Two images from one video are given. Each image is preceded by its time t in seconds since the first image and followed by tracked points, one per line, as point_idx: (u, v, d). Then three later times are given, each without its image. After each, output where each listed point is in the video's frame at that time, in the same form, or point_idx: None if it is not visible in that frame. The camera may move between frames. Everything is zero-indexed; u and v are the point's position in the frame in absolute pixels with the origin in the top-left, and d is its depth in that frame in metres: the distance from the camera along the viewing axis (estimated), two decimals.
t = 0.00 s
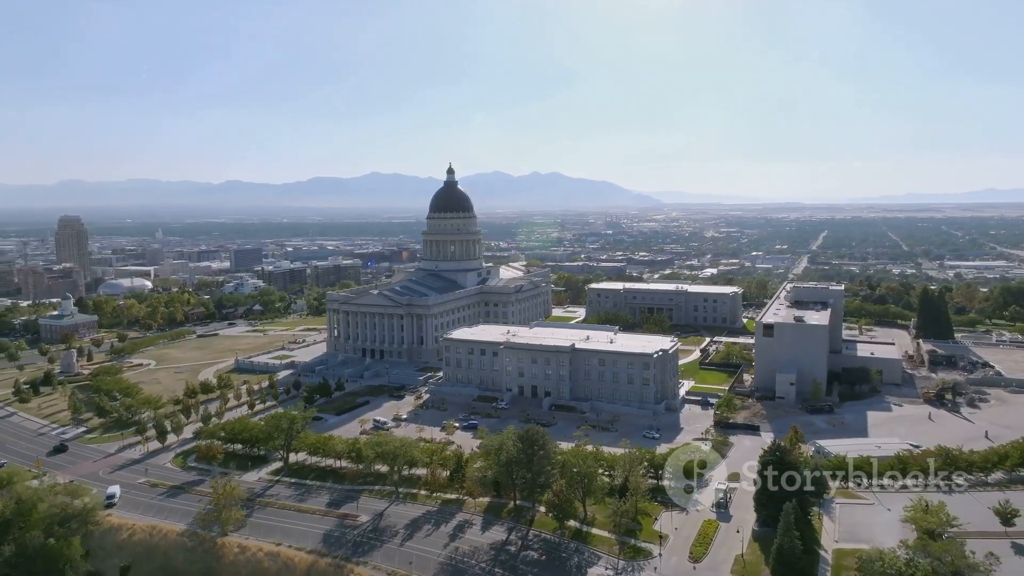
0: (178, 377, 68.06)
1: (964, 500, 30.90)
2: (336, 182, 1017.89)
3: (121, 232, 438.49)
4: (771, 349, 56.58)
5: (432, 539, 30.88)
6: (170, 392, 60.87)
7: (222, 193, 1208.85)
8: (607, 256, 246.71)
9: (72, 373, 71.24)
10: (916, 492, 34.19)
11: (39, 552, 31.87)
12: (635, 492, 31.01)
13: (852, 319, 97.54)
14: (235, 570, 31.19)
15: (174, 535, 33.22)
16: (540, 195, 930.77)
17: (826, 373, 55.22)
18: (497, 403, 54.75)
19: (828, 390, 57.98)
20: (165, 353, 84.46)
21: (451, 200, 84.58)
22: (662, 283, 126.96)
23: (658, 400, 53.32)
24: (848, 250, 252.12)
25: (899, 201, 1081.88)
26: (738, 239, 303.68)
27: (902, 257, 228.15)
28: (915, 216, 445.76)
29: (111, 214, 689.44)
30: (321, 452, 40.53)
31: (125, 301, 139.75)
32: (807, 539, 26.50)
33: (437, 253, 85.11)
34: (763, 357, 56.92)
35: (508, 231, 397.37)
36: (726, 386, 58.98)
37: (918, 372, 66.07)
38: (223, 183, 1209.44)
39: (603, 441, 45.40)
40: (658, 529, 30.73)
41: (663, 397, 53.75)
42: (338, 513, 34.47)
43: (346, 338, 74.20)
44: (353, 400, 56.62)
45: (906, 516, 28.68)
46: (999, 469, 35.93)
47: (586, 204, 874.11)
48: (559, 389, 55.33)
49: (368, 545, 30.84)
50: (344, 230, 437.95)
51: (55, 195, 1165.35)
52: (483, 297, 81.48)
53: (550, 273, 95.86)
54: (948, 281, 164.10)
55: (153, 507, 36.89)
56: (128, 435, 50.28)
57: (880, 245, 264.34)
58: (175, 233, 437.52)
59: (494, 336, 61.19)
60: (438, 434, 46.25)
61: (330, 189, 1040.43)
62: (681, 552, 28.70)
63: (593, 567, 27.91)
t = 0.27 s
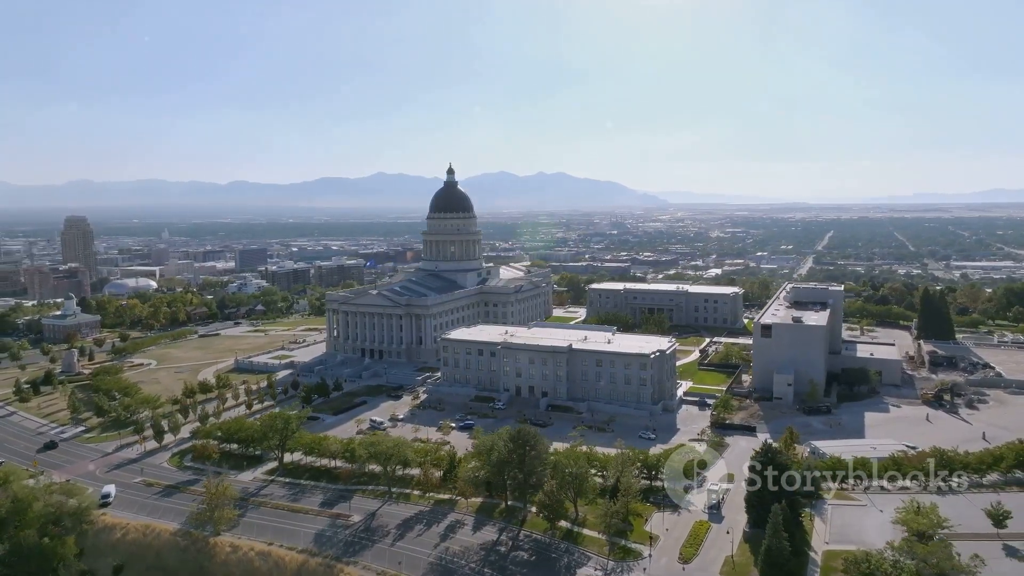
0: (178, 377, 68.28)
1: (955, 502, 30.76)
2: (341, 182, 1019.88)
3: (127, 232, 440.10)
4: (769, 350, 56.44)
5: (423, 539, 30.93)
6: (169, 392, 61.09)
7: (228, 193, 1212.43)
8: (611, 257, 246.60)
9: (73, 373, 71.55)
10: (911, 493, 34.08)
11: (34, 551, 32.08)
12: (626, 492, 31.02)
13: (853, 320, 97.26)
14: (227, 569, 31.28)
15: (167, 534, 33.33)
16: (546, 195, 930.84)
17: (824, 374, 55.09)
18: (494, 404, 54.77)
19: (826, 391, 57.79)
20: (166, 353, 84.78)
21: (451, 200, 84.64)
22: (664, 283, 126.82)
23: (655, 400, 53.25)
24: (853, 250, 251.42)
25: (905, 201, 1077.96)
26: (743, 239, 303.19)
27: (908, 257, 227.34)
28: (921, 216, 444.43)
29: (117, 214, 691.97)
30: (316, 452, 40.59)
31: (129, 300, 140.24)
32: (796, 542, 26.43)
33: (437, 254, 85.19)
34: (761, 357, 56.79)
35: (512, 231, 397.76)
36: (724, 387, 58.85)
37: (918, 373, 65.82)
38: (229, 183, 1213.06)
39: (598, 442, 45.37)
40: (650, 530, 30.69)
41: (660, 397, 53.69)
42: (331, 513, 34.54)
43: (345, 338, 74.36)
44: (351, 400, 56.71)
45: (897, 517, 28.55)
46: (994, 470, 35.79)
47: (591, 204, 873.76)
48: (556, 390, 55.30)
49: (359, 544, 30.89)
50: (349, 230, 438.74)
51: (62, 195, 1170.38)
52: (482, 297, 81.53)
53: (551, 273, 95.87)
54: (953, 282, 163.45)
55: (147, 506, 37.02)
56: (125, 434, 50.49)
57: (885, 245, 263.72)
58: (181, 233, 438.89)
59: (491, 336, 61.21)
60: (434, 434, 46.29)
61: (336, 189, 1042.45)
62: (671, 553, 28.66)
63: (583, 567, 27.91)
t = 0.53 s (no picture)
0: (178, 376, 68.44)
1: (949, 503, 30.65)
2: (345, 182, 1021.52)
3: (132, 232, 441.38)
4: (767, 350, 56.34)
5: (415, 539, 30.94)
6: (168, 392, 61.26)
7: (233, 193, 1215.14)
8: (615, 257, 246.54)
9: (74, 372, 71.77)
10: (906, 495, 33.96)
11: (29, 549, 32.22)
12: (619, 493, 31.01)
13: (855, 320, 97.06)
14: (221, 569, 31.35)
15: (161, 533, 33.39)
16: (550, 195, 930.82)
17: (822, 374, 54.97)
18: (491, 404, 54.77)
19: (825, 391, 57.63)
20: (167, 352, 85.00)
21: (451, 200, 84.68)
22: (665, 283, 126.77)
23: (652, 401, 53.18)
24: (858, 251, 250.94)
25: (910, 201, 1075.23)
26: (747, 240, 303.06)
27: (912, 258, 226.85)
28: (927, 216, 443.12)
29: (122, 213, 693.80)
30: (312, 452, 40.64)
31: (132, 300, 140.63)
32: (787, 543, 26.42)
33: (437, 254, 85.20)
34: (760, 357, 56.68)
35: (516, 231, 397.92)
36: (722, 387, 58.76)
37: (918, 373, 65.62)
38: (233, 184, 1215.84)
39: (594, 442, 45.34)
40: (642, 530, 30.67)
41: (658, 398, 53.63)
42: (325, 513, 34.59)
43: (345, 338, 74.44)
44: (349, 400, 56.77)
45: (890, 519, 28.48)
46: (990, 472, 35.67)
47: (595, 204, 873.87)
48: (554, 390, 55.28)
49: (352, 544, 30.91)
50: (353, 230, 439.35)
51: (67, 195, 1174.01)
52: (482, 297, 81.54)
53: (551, 273, 95.87)
54: (957, 282, 163.04)
55: (143, 506, 37.12)
56: (124, 433, 50.66)
57: (889, 245, 263.33)
58: (185, 233, 439.92)
59: (490, 336, 61.22)
60: (430, 434, 46.33)
61: (340, 189, 1044.18)
62: (663, 554, 28.62)
63: (574, 567, 27.89)
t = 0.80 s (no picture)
0: (178, 375, 68.65)
1: (943, 505, 30.53)
2: (350, 182, 1023.46)
3: (137, 231, 442.97)
4: (765, 351, 56.22)
5: (407, 539, 30.97)
6: (167, 391, 61.47)
7: (238, 194, 1218.49)
8: (618, 257, 246.46)
9: (75, 372, 72.05)
10: (901, 495, 33.85)
11: (24, 547, 32.40)
12: (611, 493, 31.01)
13: (856, 321, 96.79)
14: (213, 568, 31.42)
15: (155, 532, 33.49)
16: (554, 195, 930.68)
17: (820, 375, 54.83)
18: (489, 404, 54.78)
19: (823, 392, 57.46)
20: (167, 352, 85.28)
21: (451, 201, 84.75)
22: (666, 284, 126.64)
23: (649, 401, 53.12)
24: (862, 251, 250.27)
25: (916, 201, 1072.03)
26: (752, 240, 302.72)
27: (917, 258, 226.19)
28: (933, 216, 441.71)
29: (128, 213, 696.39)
30: (307, 451, 40.71)
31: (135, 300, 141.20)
32: (778, 546, 26.38)
33: (437, 254, 85.26)
34: (757, 358, 56.58)
35: (520, 231, 398.09)
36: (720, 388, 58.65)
37: (917, 374, 65.37)
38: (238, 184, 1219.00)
39: (590, 443, 45.29)
40: (634, 531, 30.64)
41: (655, 398, 53.56)
42: (318, 512, 34.66)
43: (344, 338, 74.54)
44: (346, 400, 56.83)
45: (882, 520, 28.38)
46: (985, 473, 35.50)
47: (599, 204, 873.67)
48: (551, 390, 55.25)
49: (343, 544, 30.95)
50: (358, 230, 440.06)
51: (73, 195, 1178.83)
52: (482, 297, 81.56)
53: (552, 273, 95.86)
54: (961, 283, 162.48)
55: (139, 505, 37.27)
56: (122, 433, 50.85)
57: (894, 246, 262.68)
58: (190, 233, 441.19)
59: (488, 336, 61.25)
60: (426, 434, 46.36)
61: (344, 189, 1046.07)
62: (653, 554, 28.60)
63: (564, 568, 27.88)
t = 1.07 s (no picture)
0: (178, 375, 68.88)
1: (935, 507, 30.45)
2: (355, 182, 1025.09)
3: (143, 231, 444.63)
4: (763, 351, 56.16)
5: (399, 539, 30.99)
6: (166, 391, 61.68)
7: (243, 194, 1221.39)
8: (622, 257, 246.34)
9: (75, 371, 72.34)
10: (894, 496, 33.74)
11: (20, 546, 32.60)
12: (603, 494, 31.00)
13: (857, 321, 96.50)
14: (205, 567, 31.49)
15: (149, 531, 33.57)
16: (559, 195, 930.37)
17: (819, 375, 54.69)
18: (486, 404, 54.79)
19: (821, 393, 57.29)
20: (168, 352, 85.54)
21: (451, 200, 84.84)
22: (668, 283, 126.52)
23: (646, 401, 53.07)
24: (868, 251, 249.54)
25: (922, 201, 1068.35)
26: (756, 240, 302.25)
27: (922, 258, 225.35)
28: (939, 216, 440.34)
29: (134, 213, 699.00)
30: (303, 451, 40.81)
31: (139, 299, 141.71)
32: (768, 547, 26.31)
33: (437, 254, 85.27)
34: (755, 359, 56.49)
35: (524, 231, 398.09)
36: (718, 388, 58.52)
37: (917, 374, 65.11)
38: (243, 184, 1222.04)
39: (585, 443, 45.30)
40: (625, 531, 30.63)
41: (652, 398, 53.49)
42: (312, 512, 34.74)
43: (344, 338, 74.68)
44: (344, 400, 56.91)
45: (873, 521, 28.30)
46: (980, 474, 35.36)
47: (604, 204, 873.26)
48: (548, 390, 55.23)
49: (335, 544, 31.01)
50: (362, 230, 440.50)
51: (79, 195, 1183.64)
52: (482, 297, 81.55)
53: (552, 273, 95.84)
54: (966, 283, 161.81)
55: (134, 504, 37.40)
56: (120, 432, 51.05)
57: (899, 246, 261.92)
58: (195, 233, 442.29)
59: (486, 336, 61.30)
60: (422, 434, 46.42)
61: (349, 189, 1047.58)
62: (644, 555, 28.56)
63: (554, 568, 27.87)
